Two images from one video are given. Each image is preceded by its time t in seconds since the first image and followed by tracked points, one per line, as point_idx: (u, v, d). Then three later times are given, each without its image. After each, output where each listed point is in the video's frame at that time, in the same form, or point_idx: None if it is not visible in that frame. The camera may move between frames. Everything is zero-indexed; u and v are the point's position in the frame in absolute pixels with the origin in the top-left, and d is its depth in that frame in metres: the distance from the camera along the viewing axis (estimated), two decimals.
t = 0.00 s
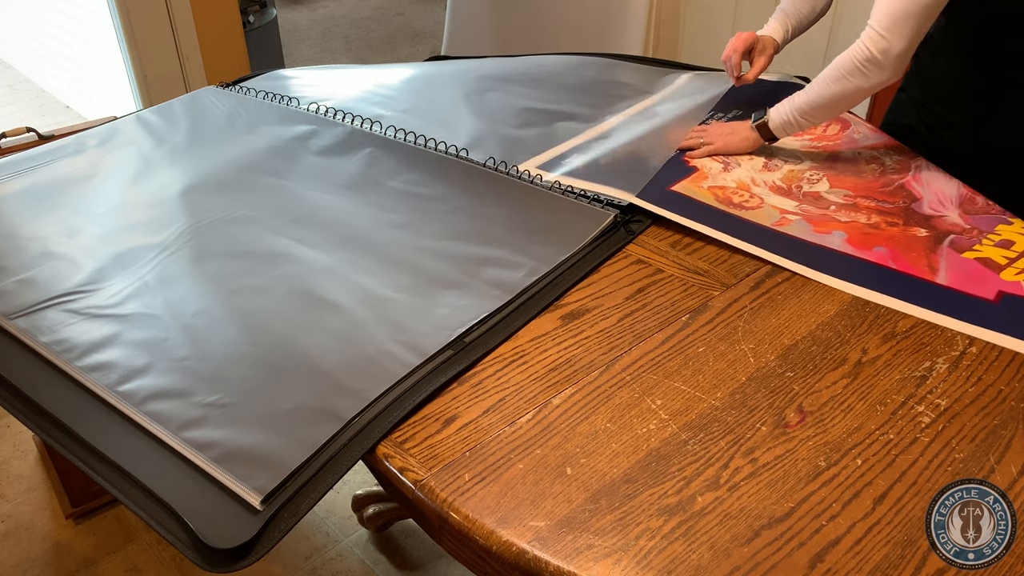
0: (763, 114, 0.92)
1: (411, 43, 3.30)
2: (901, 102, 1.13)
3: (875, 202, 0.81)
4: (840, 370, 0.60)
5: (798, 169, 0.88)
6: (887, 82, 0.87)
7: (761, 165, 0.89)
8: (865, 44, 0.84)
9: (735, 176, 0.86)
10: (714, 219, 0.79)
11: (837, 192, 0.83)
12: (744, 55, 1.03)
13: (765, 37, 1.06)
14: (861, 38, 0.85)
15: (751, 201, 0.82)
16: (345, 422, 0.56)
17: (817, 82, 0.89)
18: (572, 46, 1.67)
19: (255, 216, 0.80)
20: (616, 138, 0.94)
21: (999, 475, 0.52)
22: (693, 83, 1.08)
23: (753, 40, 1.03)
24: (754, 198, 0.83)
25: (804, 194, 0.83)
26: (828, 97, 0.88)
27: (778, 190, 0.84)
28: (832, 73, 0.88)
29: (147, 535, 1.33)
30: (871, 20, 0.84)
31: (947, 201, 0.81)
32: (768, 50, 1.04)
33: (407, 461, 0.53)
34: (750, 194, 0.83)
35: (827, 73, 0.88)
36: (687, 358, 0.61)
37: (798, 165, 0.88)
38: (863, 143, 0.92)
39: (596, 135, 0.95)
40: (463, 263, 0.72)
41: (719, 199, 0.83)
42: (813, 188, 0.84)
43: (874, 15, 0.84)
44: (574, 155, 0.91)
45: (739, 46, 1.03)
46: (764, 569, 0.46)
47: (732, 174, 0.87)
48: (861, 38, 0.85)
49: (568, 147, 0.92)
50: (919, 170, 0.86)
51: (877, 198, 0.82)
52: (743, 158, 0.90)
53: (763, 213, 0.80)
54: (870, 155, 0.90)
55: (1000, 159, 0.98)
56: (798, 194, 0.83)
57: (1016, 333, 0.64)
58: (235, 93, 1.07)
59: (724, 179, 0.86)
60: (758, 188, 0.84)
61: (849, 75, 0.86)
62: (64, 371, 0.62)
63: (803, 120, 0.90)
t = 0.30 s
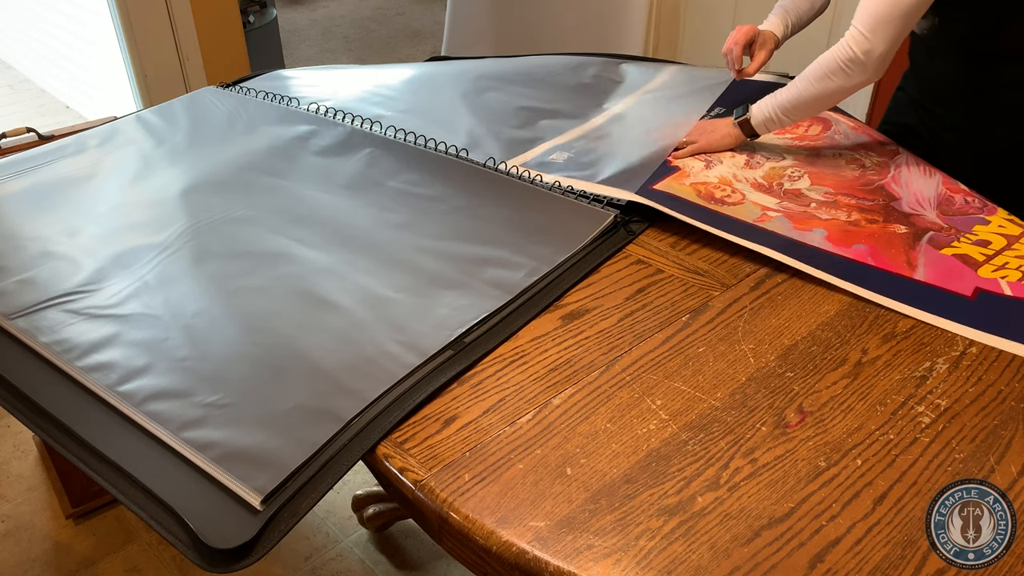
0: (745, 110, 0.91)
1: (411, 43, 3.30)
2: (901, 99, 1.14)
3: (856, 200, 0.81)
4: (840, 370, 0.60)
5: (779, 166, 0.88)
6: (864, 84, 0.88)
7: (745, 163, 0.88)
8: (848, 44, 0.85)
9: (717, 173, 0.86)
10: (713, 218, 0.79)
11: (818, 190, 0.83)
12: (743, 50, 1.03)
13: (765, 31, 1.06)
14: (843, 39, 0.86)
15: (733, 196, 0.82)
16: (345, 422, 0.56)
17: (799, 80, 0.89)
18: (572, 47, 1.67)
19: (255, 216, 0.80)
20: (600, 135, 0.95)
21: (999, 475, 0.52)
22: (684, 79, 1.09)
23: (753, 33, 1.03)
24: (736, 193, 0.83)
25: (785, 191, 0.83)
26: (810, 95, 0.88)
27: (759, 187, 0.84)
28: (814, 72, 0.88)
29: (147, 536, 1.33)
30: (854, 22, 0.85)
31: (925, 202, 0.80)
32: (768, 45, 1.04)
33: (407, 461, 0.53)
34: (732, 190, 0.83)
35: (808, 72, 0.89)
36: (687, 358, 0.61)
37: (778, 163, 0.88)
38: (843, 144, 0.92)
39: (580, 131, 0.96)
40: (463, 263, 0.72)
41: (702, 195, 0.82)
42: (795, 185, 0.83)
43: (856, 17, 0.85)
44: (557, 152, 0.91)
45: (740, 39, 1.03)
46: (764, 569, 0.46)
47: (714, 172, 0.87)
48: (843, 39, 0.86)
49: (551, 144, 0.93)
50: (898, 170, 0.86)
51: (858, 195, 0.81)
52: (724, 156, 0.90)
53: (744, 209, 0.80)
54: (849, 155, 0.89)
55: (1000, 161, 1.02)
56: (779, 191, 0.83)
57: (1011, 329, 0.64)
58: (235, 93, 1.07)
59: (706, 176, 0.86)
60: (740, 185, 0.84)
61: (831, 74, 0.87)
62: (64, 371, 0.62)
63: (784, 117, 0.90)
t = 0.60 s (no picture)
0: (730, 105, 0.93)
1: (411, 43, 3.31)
2: (900, 100, 1.16)
3: (840, 186, 0.83)
4: (840, 370, 0.60)
5: (764, 155, 0.90)
6: (848, 82, 0.88)
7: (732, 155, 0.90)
8: (829, 44, 0.85)
9: (704, 164, 0.89)
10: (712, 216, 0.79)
11: (804, 177, 0.86)
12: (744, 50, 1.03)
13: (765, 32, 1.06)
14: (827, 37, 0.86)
15: (722, 185, 0.85)
16: (345, 422, 0.56)
17: (782, 77, 0.90)
18: (572, 47, 1.67)
19: (255, 216, 0.80)
20: (589, 132, 0.96)
21: (999, 476, 0.52)
22: (679, 78, 1.09)
23: (753, 33, 1.03)
24: (724, 182, 0.85)
25: (771, 180, 0.86)
26: (791, 93, 0.89)
27: (747, 176, 0.87)
28: (797, 69, 0.88)
29: (147, 536, 1.33)
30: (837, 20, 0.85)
31: (907, 186, 0.83)
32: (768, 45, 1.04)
33: (407, 461, 0.53)
34: (720, 180, 0.86)
35: (792, 69, 0.89)
36: (687, 358, 0.61)
37: (764, 151, 0.91)
38: (825, 135, 0.94)
39: (570, 128, 0.97)
40: (463, 263, 0.72)
41: (691, 185, 0.85)
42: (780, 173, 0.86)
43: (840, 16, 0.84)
44: (549, 147, 0.92)
45: (740, 39, 1.02)
46: (764, 569, 0.46)
47: (701, 163, 0.89)
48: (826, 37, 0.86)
49: (542, 140, 0.94)
50: (879, 157, 0.89)
51: (841, 182, 0.84)
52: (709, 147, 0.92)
53: (734, 198, 0.83)
54: (832, 145, 0.92)
55: (996, 162, 1.02)
56: (766, 179, 0.86)
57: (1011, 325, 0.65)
58: (235, 93, 1.07)
59: (695, 168, 0.88)
60: (728, 174, 0.87)
61: (812, 73, 0.87)
62: (64, 371, 0.62)
63: (766, 113, 0.91)
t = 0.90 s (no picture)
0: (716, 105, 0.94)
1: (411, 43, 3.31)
2: (897, 98, 1.17)
3: (816, 186, 0.84)
4: (840, 370, 0.60)
5: (745, 153, 0.91)
6: (831, 85, 0.89)
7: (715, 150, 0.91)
8: (815, 45, 0.86)
9: (683, 160, 0.89)
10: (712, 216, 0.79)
11: (781, 176, 0.86)
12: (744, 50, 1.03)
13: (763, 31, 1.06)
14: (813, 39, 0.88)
15: (695, 180, 0.86)
16: (345, 422, 0.56)
17: (768, 77, 0.91)
18: (573, 46, 1.67)
19: (255, 216, 0.80)
20: (576, 129, 0.97)
21: (999, 476, 0.52)
22: (677, 78, 1.10)
23: (753, 33, 1.03)
24: (698, 177, 0.86)
25: (748, 176, 0.86)
26: (776, 93, 0.90)
27: (724, 171, 0.87)
28: (783, 70, 0.90)
29: (147, 536, 1.33)
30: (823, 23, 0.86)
31: (885, 187, 0.83)
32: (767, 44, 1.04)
33: (407, 461, 0.53)
34: (695, 175, 0.86)
35: (778, 70, 0.90)
36: (688, 358, 0.61)
37: (745, 150, 0.91)
38: (813, 135, 0.95)
39: (557, 124, 0.99)
40: (463, 263, 0.72)
41: (665, 180, 0.86)
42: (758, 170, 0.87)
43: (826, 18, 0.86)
44: (532, 142, 0.94)
45: (740, 39, 1.03)
46: (764, 569, 0.46)
47: (680, 158, 0.90)
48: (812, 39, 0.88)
49: (524, 135, 0.96)
50: (862, 159, 0.89)
51: (818, 181, 0.85)
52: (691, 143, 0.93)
53: (706, 192, 0.84)
54: (818, 146, 0.92)
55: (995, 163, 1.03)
56: (743, 176, 0.86)
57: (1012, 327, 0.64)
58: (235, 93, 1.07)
59: (672, 162, 0.89)
60: (704, 170, 0.88)
61: (798, 74, 0.88)
62: (64, 371, 0.62)
63: (751, 113, 0.92)
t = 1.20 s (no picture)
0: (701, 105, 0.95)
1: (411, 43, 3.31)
2: (893, 97, 1.16)
3: (805, 180, 0.84)
4: (840, 370, 0.60)
5: (733, 149, 0.91)
6: (816, 86, 0.90)
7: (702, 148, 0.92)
8: (801, 47, 0.87)
9: (672, 157, 0.89)
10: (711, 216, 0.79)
11: (770, 170, 0.87)
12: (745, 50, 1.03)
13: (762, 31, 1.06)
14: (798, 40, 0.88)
15: (687, 177, 0.86)
16: (345, 422, 0.56)
17: (753, 78, 0.91)
18: (572, 46, 1.67)
19: (255, 216, 0.80)
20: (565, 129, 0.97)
21: (999, 476, 0.52)
22: (671, 78, 1.09)
23: (753, 33, 1.03)
24: (689, 175, 0.86)
25: (738, 171, 0.87)
26: (761, 93, 0.91)
27: (714, 167, 0.88)
28: (768, 71, 0.90)
29: (147, 536, 1.33)
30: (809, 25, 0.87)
31: (871, 182, 0.84)
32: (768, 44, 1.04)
33: (407, 461, 0.53)
34: (685, 172, 0.87)
35: (763, 70, 0.91)
36: (688, 358, 0.61)
37: (733, 146, 0.92)
38: (796, 131, 0.95)
39: (546, 123, 0.99)
40: (463, 263, 0.72)
41: (656, 178, 0.86)
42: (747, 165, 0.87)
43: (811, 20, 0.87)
44: (521, 142, 0.94)
45: (740, 39, 1.03)
46: (764, 569, 0.46)
47: (669, 155, 0.90)
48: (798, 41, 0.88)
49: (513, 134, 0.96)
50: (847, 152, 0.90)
51: (807, 176, 0.85)
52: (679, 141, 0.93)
53: (697, 188, 0.84)
54: (803, 141, 0.93)
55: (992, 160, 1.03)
56: (732, 171, 0.87)
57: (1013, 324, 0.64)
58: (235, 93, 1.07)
59: (661, 159, 0.89)
60: (694, 167, 0.88)
61: (783, 75, 0.89)
62: (64, 371, 0.62)
63: (736, 113, 0.93)
